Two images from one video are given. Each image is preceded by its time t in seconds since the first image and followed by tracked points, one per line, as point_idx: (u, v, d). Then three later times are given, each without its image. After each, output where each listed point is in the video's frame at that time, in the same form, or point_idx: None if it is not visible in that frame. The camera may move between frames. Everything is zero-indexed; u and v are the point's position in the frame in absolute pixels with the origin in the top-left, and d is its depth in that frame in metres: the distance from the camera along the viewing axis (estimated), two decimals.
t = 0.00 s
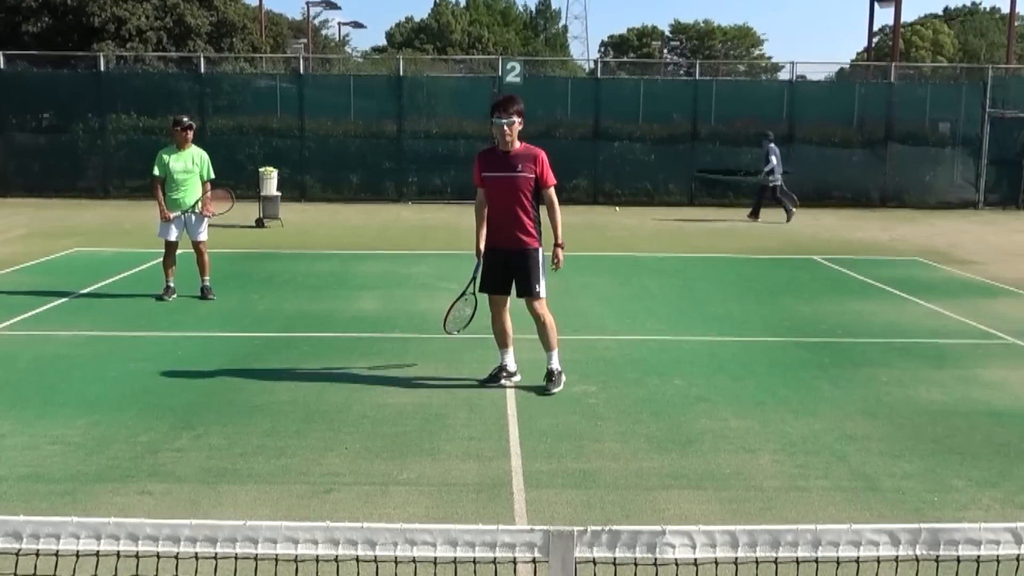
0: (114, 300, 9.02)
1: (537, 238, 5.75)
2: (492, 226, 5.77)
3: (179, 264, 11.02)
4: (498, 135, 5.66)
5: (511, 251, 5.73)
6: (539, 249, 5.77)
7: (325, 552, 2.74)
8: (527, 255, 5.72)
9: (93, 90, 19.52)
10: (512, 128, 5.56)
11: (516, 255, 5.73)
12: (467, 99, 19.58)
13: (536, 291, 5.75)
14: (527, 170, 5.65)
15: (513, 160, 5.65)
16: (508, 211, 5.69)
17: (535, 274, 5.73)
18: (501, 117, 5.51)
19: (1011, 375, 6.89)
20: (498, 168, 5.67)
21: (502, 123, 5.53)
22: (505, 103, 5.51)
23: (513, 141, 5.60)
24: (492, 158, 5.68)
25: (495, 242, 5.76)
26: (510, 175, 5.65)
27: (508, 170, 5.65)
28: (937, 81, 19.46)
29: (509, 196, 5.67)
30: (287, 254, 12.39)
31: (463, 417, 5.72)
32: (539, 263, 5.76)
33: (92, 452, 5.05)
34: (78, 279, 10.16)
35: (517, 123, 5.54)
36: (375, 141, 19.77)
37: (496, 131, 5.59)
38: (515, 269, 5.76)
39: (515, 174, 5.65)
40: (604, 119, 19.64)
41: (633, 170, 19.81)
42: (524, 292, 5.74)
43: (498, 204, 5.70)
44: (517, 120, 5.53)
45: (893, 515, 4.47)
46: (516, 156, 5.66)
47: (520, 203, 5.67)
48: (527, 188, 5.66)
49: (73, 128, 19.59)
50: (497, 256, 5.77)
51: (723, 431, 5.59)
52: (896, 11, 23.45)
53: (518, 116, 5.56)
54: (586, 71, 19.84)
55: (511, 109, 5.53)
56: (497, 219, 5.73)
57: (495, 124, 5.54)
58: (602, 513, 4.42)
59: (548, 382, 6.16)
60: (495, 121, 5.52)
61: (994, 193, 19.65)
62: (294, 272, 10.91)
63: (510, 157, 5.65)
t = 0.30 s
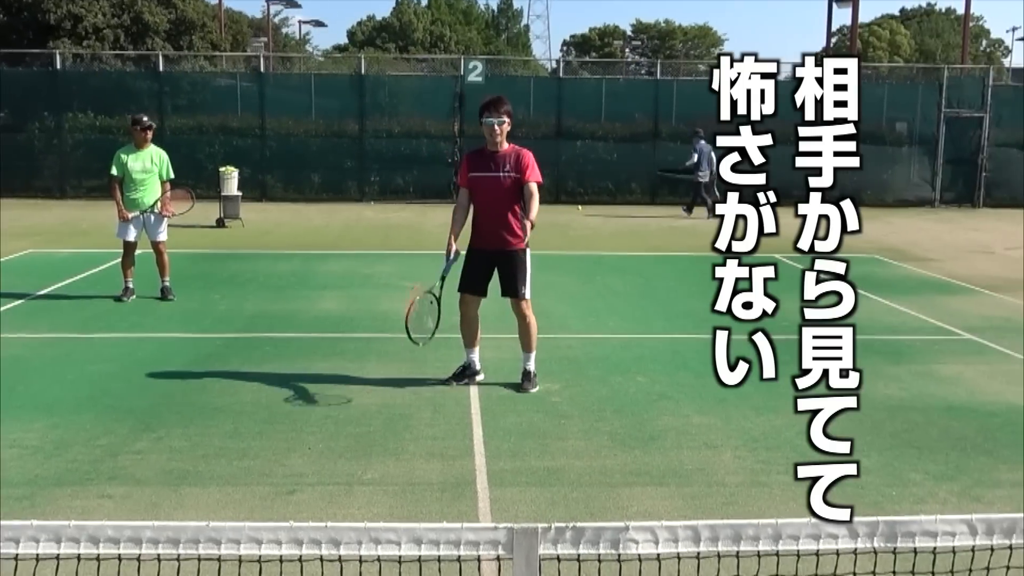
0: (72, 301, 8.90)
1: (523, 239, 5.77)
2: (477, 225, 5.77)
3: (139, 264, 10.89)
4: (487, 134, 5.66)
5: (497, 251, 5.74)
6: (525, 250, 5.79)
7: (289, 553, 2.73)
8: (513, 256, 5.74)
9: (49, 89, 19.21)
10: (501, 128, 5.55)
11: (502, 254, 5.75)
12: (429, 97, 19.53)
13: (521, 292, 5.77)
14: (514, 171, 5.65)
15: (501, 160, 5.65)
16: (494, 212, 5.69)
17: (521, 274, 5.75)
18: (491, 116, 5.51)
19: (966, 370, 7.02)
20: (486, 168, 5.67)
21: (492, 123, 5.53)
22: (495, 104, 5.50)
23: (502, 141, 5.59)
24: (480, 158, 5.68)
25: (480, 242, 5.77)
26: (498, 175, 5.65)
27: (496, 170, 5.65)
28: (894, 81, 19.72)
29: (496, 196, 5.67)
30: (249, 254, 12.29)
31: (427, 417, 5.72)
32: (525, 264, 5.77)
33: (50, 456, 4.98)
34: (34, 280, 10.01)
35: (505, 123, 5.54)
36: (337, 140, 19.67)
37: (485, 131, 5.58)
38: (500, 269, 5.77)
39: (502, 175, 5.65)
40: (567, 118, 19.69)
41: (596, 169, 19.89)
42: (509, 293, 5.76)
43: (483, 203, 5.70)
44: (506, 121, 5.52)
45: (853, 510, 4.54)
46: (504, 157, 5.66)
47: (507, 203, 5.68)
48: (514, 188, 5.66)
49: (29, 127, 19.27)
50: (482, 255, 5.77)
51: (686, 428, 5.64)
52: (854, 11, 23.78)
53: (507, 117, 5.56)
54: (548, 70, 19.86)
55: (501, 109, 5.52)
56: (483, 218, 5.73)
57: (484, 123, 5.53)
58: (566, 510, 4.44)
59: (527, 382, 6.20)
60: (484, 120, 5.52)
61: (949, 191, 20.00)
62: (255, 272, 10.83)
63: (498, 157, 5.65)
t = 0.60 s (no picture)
0: (44, 302, 8.82)
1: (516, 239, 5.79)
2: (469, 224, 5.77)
3: (112, 265, 10.80)
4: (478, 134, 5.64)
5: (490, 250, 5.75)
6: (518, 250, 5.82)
7: (267, 553, 2.73)
8: (506, 256, 5.76)
9: (20, 88, 19.00)
10: (493, 128, 5.55)
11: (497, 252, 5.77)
12: (404, 97, 19.52)
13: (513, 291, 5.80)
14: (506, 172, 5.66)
15: (494, 160, 5.65)
16: (488, 210, 5.71)
17: (513, 274, 5.78)
18: (483, 116, 5.51)
19: (938, 369, 7.11)
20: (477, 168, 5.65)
21: (484, 123, 5.53)
22: (486, 104, 5.50)
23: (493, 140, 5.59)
24: (471, 157, 5.67)
25: (473, 241, 5.78)
26: (491, 175, 5.65)
27: (488, 171, 5.65)
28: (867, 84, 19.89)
29: (489, 196, 5.68)
30: (224, 254, 12.22)
31: (403, 417, 5.72)
32: (517, 263, 5.80)
33: (23, 458, 4.94)
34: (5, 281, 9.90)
35: (497, 122, 5.53)
36: (312, 140, 19.60)
37: (477, 131, 5.57)
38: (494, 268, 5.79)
39: (494, 176, 5.65)
40: (542, 118, 19.76)
41: (571, 169, 19.99)
42: (502, 292, 5.78)
43: (477, 204, 5.70)
44: (498, 120, 5.52)
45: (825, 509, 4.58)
46: (496, 157, 5.66)
47: (501, 202, 5.70)
48: (508, 187, 5.68)
49: None
50: (475, 255, 5.79)
51: (661, 428, 5.68)
52: (827, 13, 24.01)
53: (499, 116, 5.55)
54: (523, 71, 19.86)
55: (493, 109, 5.52)
56: (477, 216, 5.74)
57: (477, 123, 5.53)
58: (543, 510, 4.46)
59: (501, 381, 6.22)
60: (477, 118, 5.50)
61: (921, 192, 20.25)
62: (230, 273, 10.77)
63: (490, 158, 5.65)
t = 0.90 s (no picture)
0: (30, 304, 8.78)
1: (509, 242, 5.80)
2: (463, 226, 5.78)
3: (98, 267, 10.76)
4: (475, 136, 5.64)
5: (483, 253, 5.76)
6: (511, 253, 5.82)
7: (256, 554, 2.73)
8: (499, 259, 5.76)
9: (5, 88, 18.89)
10: (490, 130, 5.55)
11: (489, 256, 5.77)
12: (391, 100, 19.52)
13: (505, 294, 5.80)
14: (501, 175, 5.67)
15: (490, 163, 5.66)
16: (482, 213, 5.71)
17: (506, 277, 5.78)
18: (480, 118, 5.52)
19: (923, 373, 7.15)
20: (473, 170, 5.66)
21: (481, 124, 5.53)
22: (484, 106, 5.51)
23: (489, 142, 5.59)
24: (467, 159, 5.68)
25: (466, 243, 5.78)
26: (486, 178, 5.65)
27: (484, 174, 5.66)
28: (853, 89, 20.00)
29: (484, 198, 5.68)
30: (211, 256, 12.17)
31: (391, 420, 5.72)
32: (510, 267, 5.80)
33: (9, 460, 4.92)
34: None
35: (494, 125, 5.54)
36: (300, 142, 19.57)
37: (474, 133, 5.58)
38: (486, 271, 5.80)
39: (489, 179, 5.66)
40: (530, 122, 19.78)
41: (559, 173, 19.98)
42: (494, 295, 5.78)
43: (471, 206, 5.71)
44: (495, 122, 5.53)
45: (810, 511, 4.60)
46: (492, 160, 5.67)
47: (495, 206, 5.70)
48: (502, 191, 5.68)
49: None
50: (469, 257, 5.79)
51: (648, 430, 5.70)
52: (813, 18, 24.14)
53: (496, 118, 5.56)
54: (511, 74, 19.88)
55: (490, 111, 5.53)
56: (471, 218, 5.74)
57: (474, 125, 5.53)
58: (530, 513, 4.47)
59: (489, 383, 6.23)
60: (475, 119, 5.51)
61: (906, 197, 20.35)
62: (216, 275, 10.73)
63: (486, 161, 5.66)
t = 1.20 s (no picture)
0: (22, 306, 8.75)
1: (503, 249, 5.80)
2: (457, 231, 5.79)
3: (90, 269, 10.73)
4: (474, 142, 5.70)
5: (476, 259, 5.77)
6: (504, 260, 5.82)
7: (247, 557, 2.72)
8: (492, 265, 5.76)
9: None
10: (488, 134, 5.59)
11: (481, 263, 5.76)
12: (384, 103, 19.52)
13: (497, 300, 5.80)
14: (498, 180, 5.70)
15: (487, 168, 5.69)
16: (476, 219, 5.72)
17: (498, 283, 5.77)
18: (479, 121, 5.56)
19: (915, 378, 7.17)
20: (470, 174, 5.70)
21: (480, 127, 5.57)
22: (484, 110, 5.57)
23: (486, 147, 5.62)
24: (465, 164, 5.72)
25: (460, 248, 5.79)
26: (482, 184, 5.69)
27: (481, 179, 5.69)
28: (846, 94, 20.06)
29: (480, 203, 5.70)
30: (203, 259, 12.15)
31: (384, 423, 5.71)
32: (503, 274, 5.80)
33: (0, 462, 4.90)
34: None
35: (493, 129, 5.58)
36: (293, 145, 19.54)
37: (472, 136, 5.61)
38: (478, 276, 5.80)
39: (485, 183, 5.69)
40: (523, 125, 19.77)
41: (552, 176, 19.97)
42: (485, 300, 5.78)
43: (466, 210, 5.73)
44: (493, 127, 5.57)
45: (803, 516, 4.61)
46: (490, 165, 5.70)
47: (490, 213, 5.71)
48: (497, 198, 5.70)
49: None
50: (463, 261, 5.80)
51: (641, 434, 5.71)
52: (807, 23, 24.22)
53: (495, 123, 5.60)
54: (505, 78, 19.88)
55: (489, 115, 5.58)
56: (465, 223, 5.75)
57: (472, 128, 5.57)
58: (522, 517, 4.47)
59: (482, 388, 6.23)
60: (472, 123, 5.54)
61: (898, 202, 20.42)
62: (209, 278, 10.70)
63: (484, 165, 5.69)
